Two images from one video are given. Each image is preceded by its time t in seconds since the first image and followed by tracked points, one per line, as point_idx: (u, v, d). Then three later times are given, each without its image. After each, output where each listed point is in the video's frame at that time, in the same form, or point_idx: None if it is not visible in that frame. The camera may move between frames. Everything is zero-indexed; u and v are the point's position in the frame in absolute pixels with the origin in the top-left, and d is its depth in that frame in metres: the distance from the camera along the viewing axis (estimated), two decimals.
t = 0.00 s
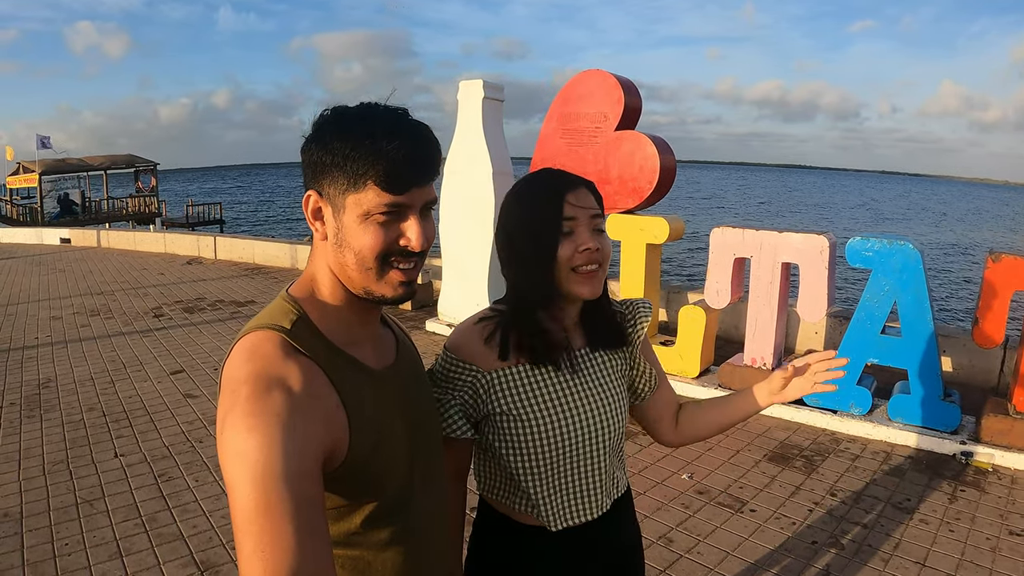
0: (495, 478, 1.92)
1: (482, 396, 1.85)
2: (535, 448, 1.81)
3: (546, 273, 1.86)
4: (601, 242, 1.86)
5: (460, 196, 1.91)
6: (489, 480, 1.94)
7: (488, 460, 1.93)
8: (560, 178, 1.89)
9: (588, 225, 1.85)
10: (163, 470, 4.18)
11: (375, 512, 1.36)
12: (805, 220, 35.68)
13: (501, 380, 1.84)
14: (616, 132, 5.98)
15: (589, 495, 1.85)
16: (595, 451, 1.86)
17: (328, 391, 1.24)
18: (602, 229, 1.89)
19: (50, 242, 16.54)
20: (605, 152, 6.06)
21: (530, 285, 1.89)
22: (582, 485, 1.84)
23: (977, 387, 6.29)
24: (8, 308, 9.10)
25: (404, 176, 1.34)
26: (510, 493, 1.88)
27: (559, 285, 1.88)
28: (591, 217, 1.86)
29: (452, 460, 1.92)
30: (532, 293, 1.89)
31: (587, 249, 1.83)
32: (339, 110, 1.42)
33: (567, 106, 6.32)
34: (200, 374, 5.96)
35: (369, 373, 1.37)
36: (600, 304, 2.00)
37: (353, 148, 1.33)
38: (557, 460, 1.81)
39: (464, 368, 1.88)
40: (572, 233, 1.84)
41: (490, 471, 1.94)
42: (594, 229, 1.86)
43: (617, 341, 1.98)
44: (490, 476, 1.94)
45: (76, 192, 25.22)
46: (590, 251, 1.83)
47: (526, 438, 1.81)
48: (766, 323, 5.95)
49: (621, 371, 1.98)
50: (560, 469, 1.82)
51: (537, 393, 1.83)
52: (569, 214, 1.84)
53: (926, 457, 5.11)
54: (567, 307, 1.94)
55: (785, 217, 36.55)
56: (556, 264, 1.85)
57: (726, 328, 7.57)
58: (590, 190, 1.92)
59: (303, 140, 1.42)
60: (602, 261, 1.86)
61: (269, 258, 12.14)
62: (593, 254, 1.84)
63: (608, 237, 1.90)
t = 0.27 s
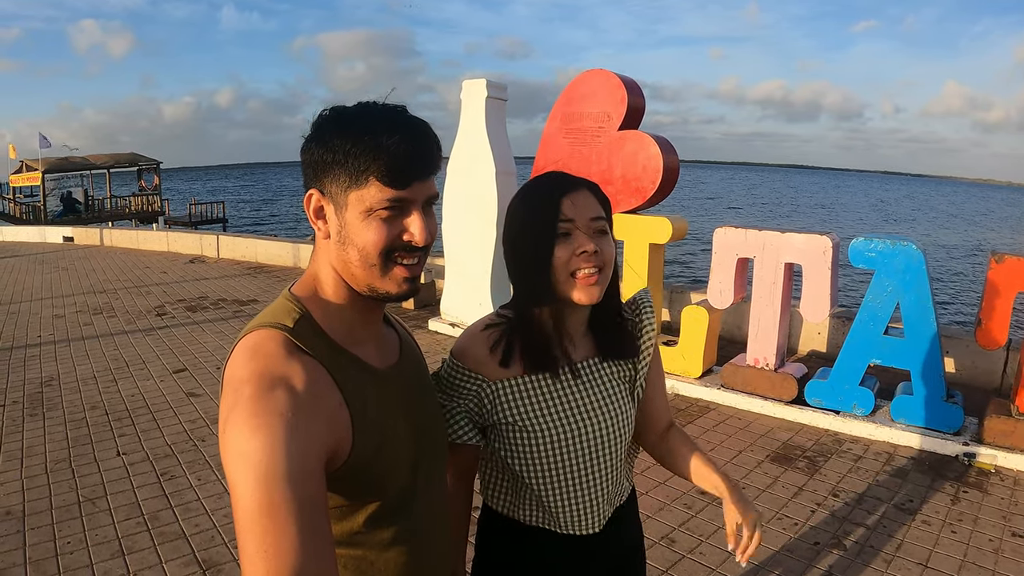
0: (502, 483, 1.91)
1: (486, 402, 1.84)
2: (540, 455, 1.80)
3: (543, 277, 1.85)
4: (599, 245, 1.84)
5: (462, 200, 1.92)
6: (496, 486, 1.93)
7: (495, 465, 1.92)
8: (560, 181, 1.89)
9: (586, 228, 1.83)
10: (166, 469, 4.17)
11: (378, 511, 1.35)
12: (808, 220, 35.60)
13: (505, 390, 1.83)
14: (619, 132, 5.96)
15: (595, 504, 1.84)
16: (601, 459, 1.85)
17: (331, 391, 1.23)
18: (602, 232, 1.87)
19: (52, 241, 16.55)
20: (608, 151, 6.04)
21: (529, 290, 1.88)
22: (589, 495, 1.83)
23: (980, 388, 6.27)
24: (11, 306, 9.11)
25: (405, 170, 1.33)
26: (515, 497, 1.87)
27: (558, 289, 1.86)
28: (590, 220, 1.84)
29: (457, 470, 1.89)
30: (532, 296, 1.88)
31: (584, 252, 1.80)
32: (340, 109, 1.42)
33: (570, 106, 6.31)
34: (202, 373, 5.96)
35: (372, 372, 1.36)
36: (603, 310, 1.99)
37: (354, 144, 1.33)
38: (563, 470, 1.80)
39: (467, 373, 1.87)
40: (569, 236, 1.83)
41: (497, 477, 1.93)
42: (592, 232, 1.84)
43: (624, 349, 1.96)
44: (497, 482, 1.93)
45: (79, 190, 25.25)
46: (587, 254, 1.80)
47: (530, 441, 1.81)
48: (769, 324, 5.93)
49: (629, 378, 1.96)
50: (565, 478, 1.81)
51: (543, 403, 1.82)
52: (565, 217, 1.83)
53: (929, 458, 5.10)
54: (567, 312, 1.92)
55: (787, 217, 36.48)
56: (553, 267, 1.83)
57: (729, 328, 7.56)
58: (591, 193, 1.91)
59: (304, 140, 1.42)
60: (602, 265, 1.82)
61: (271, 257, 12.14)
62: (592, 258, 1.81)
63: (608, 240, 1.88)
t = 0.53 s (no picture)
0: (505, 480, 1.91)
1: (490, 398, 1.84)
2: (543, 451, 1.80)
3: (547, 273, 1.85)
4: (601, 241, 1.84)
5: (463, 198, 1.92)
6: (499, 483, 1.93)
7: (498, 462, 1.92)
8: (562, 178, 1.88)
9: (589, 224, 1.83)
10: (167, 467, 4.17)
11: (379, 510, 1.35)
12: (810, 220, 35.56)
13: (510, 385, 1.82)
14: (622, 132, 5.95)
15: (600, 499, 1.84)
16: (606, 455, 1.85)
17: (331, 389, 1.23)
18: (603, 228, 1.87)
19: (54, 239, 16.57)
20: (610, 151, 6.03)
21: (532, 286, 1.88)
22: (594, 490, 1.83)
23: (982, 389, 6.26)
24: (13, 304, 9.13)
25: (394, 160, 1.34)
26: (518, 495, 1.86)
27: (562, 286, 1.86)
28: (592, 216, 1.84)
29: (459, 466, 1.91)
30: (535, 293, 1.87)
31: (587, 249, 1.81)
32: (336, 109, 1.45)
33: (572, 105, 6.30)
34: (204, 372, 5.96)
35: (373, 371, 1.35)
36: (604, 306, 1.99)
37: (345, 137, 1.34)
38: (569, 466, 1.80)
39: (471, 371, 1.88)
40: (572, 233, 1.83)
41: (500, 474, 1.93)
42: (595, 228, 1.85)
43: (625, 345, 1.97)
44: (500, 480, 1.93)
45: (81, 188, 25.28)
46: (590, 250, 1.81)
47: (533, 437, 1.80)
48: (771, 324, 5.92)
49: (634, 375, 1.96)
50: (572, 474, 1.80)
51: (549, 398, 1.81)
52: (569, 214, 1.83)
53: (930, 459, 5.08)
54: (569, 308, 1.92)
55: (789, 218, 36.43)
56: (557, 264, 1.83)
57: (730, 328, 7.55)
58: (592, 189, 1.91)
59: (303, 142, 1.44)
60: (604, 261, 1.83)
61: (273, 256, 12.15)
62: (594, 254, 1.82)
63: (610, 235, 1.88)
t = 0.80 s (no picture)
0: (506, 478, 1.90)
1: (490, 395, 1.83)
2: (544, 449, 1.79)
3: (552, 270, 1.84)
4: (606, 238, 1.84)
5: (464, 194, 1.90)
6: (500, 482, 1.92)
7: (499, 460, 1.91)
8: (566, 175, 1.87)
9: (595, 221, 1.83)
10: (168, 466, 4.17)
11: (377, 509, 1.34)
12: (811, 220, 35.52)
13: (512, 381, 1.82)
14: (623, 131, 5.94)
15: (601, 496, 1.84)
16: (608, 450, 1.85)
17: (331, 387, 1.22)
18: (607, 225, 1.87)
19: (55, 238, 16.56)
20: (611, 151, 6.02)
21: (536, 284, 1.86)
22: (596, 486, 1.82)
23: (983, 389, 6.24)
24: (14, 302, 9.12)
25: (383, 149, 1.33)
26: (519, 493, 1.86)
27: (567, 284, 1.85)
28: (598, 214, 1.84)
29: (460, 466, 1.90)
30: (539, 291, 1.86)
31: (594, 246, 1.81)
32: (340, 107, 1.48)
33: (573, 105, 6.29)
34: (205, 370, 5.96)
35: (372, 369, 1.34)
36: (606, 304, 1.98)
37: (338, 129, 1.36)
38: (571, 461, 1.79)
39: (470, 369, 1.86)
40: (579, 230, 1.82)
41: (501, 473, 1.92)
42: (600, 226, 1.84)
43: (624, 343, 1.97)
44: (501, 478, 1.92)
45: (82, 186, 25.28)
46: (595, 248, 1.81)
47: (535, 436, 1.80)
48: (772, 323, 5.91)
49: (632, 372, 1.97)
50: (574, 470, 1.79)
51: (550, 393, 1.81)
52: (574, 211, 1.82)
53: (931, 459, 5.07)
54: (573, 306, 1.92)
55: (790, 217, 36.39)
56: (564, 261, 1.82)
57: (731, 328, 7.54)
58: (595, 186, 1.90)
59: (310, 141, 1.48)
60: (609, 258, 1.83)
61: (274, 255, 12.15)
62: (600, 252, 1.82)
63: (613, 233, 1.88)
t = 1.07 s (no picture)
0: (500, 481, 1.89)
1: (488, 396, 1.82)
2: (541, 453, 1.78)
3: (560, 274, 1.83)
4: (615, 245, 1.84)
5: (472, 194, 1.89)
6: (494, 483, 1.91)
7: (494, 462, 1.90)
8: (578, 179, 1.87)
9: (605, 228, 1.83)
10: (169, 466, 4.16)
11: (379, 509, 1.33)
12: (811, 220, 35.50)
13: (512, 384, 1.80)
14: (624, 131, 5.93)
15: (597, 500, 1.83)
16: (606, 454, 1.85)
17: (334, 387, 1.22)
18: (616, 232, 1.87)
19: (54, 237, 16.54)
20: (612, 150, 6.01)
21: (542, 287, 1.85)
22: (593, 490, 1.82)
23: (983, 390, 6.24)
24: (13, 302, 9.11)
25: (383, 152, 1.32)
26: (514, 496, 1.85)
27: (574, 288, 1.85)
28: (609, 221, 1.84)
29: (459, 466, 1.89)
30: (544, 294, 1.86)
31: (605, 253, 1.81)
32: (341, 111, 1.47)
33: (574, 104, 6.28)
34: (205, 370, 5.95)
35: (376, 370, 1.34)
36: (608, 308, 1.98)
37: (338, 132, 1.36)
38: (569, 465, 1.78)
39: (470, 371, 1.85)
40: (589, 236, 1.81)
41: (495, 475, 1.91)
42: (610, 232, 1.84)
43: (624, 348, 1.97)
44: (496, 481, 1.91)
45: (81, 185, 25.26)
46: (605, 255, 1.80)
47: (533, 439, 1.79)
48: (773, 324, 5.90)
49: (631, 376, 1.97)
50: (572, 474, 1.79)
51: (550, 397, 1.80)
52: (587, 217, 1.82)
53: (931, 459, 5.07)
54: (578, 310, 1.91)
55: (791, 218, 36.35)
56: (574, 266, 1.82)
57: (732, 328, 7.53)
58: (606, 192, 1.90)
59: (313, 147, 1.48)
60: (618, 265, 1.83)
61: (274, 254, 12.14)
62: (609, 259, 1.81)
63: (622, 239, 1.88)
